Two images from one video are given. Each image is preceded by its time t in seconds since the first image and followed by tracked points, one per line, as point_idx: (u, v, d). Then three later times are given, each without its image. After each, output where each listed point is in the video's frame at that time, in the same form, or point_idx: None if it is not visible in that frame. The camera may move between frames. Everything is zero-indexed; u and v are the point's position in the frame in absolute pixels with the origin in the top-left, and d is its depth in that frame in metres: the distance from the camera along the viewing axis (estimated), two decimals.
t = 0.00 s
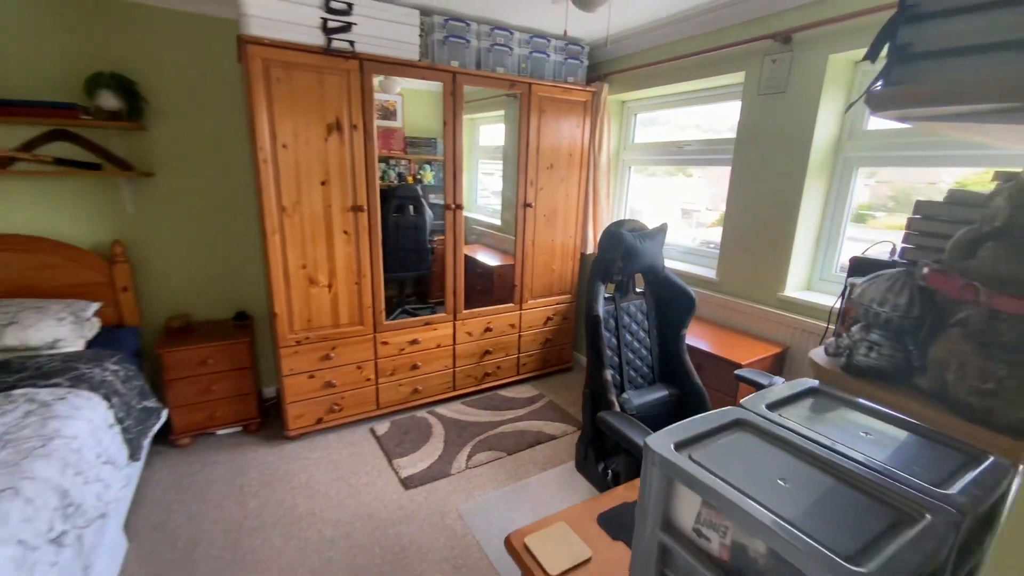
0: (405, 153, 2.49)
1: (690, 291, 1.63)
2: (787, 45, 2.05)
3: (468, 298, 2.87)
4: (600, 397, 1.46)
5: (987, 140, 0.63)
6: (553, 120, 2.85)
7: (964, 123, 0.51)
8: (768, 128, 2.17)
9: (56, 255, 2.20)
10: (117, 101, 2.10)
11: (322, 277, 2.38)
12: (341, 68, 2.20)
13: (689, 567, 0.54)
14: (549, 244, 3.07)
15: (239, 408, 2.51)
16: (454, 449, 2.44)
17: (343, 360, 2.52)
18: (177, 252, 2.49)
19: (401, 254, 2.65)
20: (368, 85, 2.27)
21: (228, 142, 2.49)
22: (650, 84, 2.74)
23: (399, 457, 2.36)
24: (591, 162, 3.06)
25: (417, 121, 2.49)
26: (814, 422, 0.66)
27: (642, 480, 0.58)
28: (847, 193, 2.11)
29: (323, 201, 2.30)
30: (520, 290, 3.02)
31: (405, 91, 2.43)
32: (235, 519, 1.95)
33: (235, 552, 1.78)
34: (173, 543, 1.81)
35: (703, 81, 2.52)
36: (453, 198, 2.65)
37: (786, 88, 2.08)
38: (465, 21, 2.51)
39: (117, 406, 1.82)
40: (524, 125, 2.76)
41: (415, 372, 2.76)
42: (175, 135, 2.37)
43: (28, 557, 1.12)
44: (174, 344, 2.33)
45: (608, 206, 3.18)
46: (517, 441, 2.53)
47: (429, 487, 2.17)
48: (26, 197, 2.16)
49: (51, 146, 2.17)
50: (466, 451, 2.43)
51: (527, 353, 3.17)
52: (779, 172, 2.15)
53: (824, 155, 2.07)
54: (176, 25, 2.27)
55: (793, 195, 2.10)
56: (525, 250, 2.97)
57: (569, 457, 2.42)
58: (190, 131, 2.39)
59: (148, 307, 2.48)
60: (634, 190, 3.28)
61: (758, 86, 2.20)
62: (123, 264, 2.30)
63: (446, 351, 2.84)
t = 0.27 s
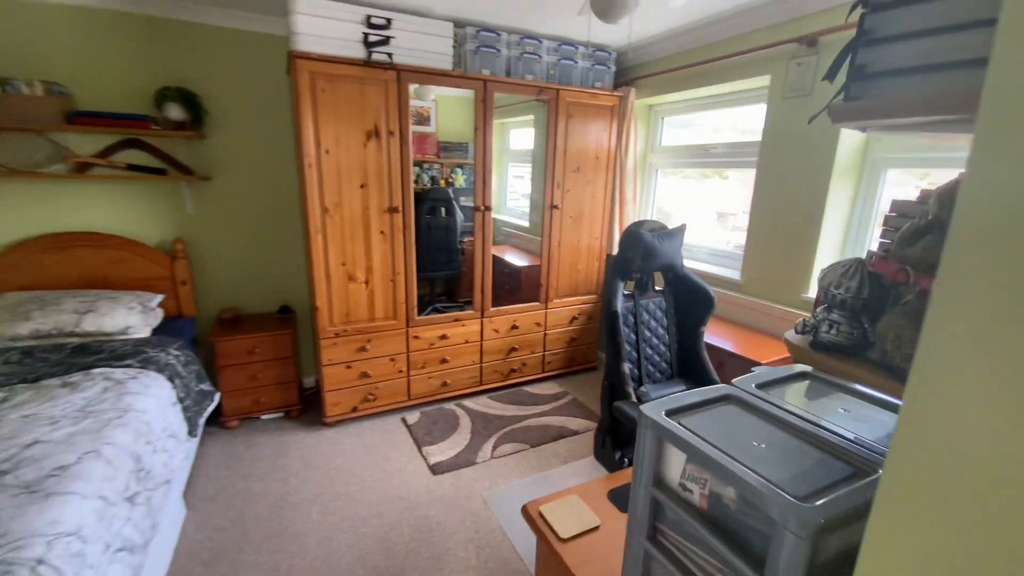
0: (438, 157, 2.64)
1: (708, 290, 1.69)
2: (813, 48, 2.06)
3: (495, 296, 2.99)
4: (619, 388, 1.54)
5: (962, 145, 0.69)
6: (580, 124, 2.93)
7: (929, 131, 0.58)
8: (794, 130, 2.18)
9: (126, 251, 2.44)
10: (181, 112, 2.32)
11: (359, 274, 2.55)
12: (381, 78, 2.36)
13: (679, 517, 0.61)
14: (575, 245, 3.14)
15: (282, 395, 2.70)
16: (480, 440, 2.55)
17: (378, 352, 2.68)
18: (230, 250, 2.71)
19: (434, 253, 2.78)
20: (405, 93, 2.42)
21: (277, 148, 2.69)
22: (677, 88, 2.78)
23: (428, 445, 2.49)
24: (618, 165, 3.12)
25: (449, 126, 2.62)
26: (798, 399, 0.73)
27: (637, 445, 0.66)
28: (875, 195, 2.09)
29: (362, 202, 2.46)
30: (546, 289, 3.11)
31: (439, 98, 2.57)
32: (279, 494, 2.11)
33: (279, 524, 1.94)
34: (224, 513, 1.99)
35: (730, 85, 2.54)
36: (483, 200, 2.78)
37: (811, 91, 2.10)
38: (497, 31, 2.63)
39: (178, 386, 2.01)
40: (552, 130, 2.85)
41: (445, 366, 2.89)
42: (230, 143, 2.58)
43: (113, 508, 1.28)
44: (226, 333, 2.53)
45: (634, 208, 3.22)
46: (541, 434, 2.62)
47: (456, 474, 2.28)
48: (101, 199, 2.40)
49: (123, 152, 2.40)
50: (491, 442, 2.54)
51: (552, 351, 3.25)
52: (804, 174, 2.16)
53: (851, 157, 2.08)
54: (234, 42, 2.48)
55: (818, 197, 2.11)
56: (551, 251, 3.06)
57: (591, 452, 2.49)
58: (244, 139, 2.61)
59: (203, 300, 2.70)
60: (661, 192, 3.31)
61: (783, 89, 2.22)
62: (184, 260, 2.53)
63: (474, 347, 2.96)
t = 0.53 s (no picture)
0: (473, 162, 2.77)
1: (732, 290, 1.74)
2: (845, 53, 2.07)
3: (525, 295, 3.09)
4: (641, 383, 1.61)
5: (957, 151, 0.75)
6: (611, 129, 3.00)
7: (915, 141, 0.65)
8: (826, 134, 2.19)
9: (190, 249, 2.68)
10: (241, 122, 2.55)
11: (398, 272, 2.70)
12: (421, 88, 2.51)
13: (681, 482, 0.70)
14: (605, 247, 3.21)
15: (325, 385, 2.89)
16: (509, 433, 2.66)
17: (414, 346, 2.82)
18: (280, 248, 2.92)
19: (467, 253, 2.91)
20: (443, 102, 2.57)
21: (324, 154, 2.89)
22: (708, 93, 2.82)
23: (460, 436, 2.62)
24: (648, 169, 3.17)
25: (484, 132, 2.75)
26: (798, 384, 0.80)
27: (646, 418, 0.74)
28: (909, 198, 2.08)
29: (401, 205, 2.62)
30: (575, 289, 3.19)
31: (475, 105, 2.69)
32: (322, 475, 2.28)
33: (323, 501, 2.10)
34: (273, 489, 2.17)
35: (762, 89, 2.57)
36: (515, 203, 2.89)
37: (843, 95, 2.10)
38: (531, 41, 2.74)
39: (235, 372, 2.21)
40: (583, 135, 2.94)
41: (476, 362, 3.01)
42: (283, 149, 2.79)
43: (185, 472, 1.45)
44: (276, 325, 2.74)
45: (664, 211, 3.26)
46: (568, 430, 2.70)
47: (486, 464, 2.39)
48: (170, 201, 2.65)
49: (190, 159, 2.64)
50: (520, 436, 2.64)
51: (581, 351, 3.33)
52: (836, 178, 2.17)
53: (884, 160, 2.07)
54: (288, 57, 2.69)
55: (850, 201, 2.12)
56: (580, 252, 3.14)
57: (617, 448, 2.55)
58: (295, 146, 2.81)
59: (256, 295, 2.92)
60: (692, 196, 3.34)
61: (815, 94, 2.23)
62: (240, 257, 2.75)
63: (504, 344, 3.07)
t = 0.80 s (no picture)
0: (508, 165, 2.91)
1: (758, 290, 1.79)
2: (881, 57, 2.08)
3: (557, 295, 3.19)
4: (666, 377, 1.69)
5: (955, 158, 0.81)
6: (644, 134, 3.07)
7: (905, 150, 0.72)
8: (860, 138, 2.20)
9: (250, 246, 2.93)
10: (297, 130, 2.78)
11: (437, 270, 2.87)
12: (462, 97, 2.67)
13: (689, 449, 0.79)
14: (636, 249, 3.28)
15: (367, 375, 3.09)
16: (539, 426, 2.77)
17: (450, 341, 2.98)
18: (329, 247, 3.14)
19: (502, 253, 3.03)
20: (482, 110, 2.71)
21: (371, 159, 3.09)
22: (742, 98, 2.85)
23: (492, 427, 2.75)
24: (681, 172, 3.22)
25: (520, 138, 2.88)
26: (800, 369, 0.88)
27: (659, 393, 0.85)
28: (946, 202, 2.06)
29: (441, 207, 2.79)
30: (606, 290, 3.27)
31: (512, 111, 2.83)
32: (364, 457, 2.46)
33: (365, 480, 2.27)
34: (321, 467, 2.36)
35: (796, 94, 2.58)
36: (547, 206, 3.01)
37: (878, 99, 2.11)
38: (566, 50, 2.86)
39: (289, 358, 2.42)
40: (616, 140, 3.03)
41: (508, 357, 3.14)
42: (333, 155, 3.01)
43: (251, 441, 1.64)
44: (325, 318, 2.95)
45: (696, 214, 3.30)
46: (596, 426, 2.78)
47: (516, 453, 2.51)
48: (234, 203, 2.91)
49: (252, 164, 2.90)
50: (549, 429, 2.74)
51: (611, 350, 3.40)
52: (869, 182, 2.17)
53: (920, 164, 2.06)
54: (341, 70, 2.91)
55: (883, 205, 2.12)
56: (612, 254, 3.22)
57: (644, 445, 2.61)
58: (344, 152, 3.03)
59: (306, 289, 3.16)
60: (725, 199, 3.36)
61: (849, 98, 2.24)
62: (293, 255, 2.99)
63: (536, 342, 3.18)
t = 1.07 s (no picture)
0: (546, 170, 3.01)
1: (789, 294, 1.81)
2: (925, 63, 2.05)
3: (591, 297, 3.26)
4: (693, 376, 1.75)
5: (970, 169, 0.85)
6: (681, 139, 3.11)
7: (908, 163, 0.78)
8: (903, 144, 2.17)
9: (305, 245, 3.17)
10: (350, 138, 2.99)
11: (475, 271, 3.01)
12: (502, 106, 2.80)
13: (702, 433, 0.88)
14: (671, 253, 3.31)
15: (408, 368, 3.26)
16: (570, 423, 2.85)
17: (486, 338, 3.11)
18: (376, 247, 3.35)
19: (538, 255, 3.14)
20: (521, 118, 2.84)
21: (416, 164, 3.28)
22: (781, 103, 2.84)
23: (524, 422, 2.86)
24: (718, 177, 3.23)
25: (557, 143, 2.99)
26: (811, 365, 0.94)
27: (676, 381, 0.94)
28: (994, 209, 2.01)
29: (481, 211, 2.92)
30: (639, 293, 3.32)
31: (550, 118, 2.94)
32: (405, 444, 2.62)
33: (405, 465, 2.43)
34: (366, 451, 2.54)
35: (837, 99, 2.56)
36: (583, 209, 3.09)
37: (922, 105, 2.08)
38: (604, 59, 2.94)
39: (339, 349, 2.62)
40: (653, 145, 3.08)
41: (542, 356, 3.24)
42: (382, 161, 3.21)
43: (307, 421, 1.82)
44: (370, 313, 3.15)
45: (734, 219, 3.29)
46: (626, 425, 2.84)
47: (547, 448, 2.61)
48: (292, 205, 3.16)
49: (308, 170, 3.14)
50: (580, 426, 2.82)
51: (644, 353, 3.44)
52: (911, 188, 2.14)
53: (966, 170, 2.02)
54: (390, 81, 3.10)
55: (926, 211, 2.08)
56: (646, 257, 3.26)
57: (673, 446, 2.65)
58: (392, 158, 3.23)
59: (354, 286, 3.37)
60: (765, 204, 3.33)
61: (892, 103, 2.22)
62: (343, 254, 3.21)
63: (569, 342, 3.26)
